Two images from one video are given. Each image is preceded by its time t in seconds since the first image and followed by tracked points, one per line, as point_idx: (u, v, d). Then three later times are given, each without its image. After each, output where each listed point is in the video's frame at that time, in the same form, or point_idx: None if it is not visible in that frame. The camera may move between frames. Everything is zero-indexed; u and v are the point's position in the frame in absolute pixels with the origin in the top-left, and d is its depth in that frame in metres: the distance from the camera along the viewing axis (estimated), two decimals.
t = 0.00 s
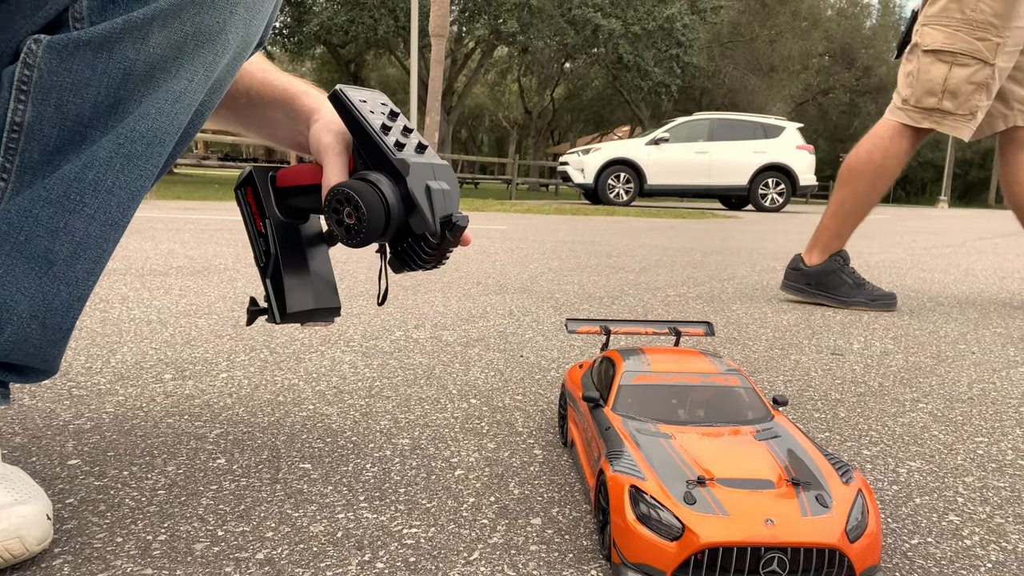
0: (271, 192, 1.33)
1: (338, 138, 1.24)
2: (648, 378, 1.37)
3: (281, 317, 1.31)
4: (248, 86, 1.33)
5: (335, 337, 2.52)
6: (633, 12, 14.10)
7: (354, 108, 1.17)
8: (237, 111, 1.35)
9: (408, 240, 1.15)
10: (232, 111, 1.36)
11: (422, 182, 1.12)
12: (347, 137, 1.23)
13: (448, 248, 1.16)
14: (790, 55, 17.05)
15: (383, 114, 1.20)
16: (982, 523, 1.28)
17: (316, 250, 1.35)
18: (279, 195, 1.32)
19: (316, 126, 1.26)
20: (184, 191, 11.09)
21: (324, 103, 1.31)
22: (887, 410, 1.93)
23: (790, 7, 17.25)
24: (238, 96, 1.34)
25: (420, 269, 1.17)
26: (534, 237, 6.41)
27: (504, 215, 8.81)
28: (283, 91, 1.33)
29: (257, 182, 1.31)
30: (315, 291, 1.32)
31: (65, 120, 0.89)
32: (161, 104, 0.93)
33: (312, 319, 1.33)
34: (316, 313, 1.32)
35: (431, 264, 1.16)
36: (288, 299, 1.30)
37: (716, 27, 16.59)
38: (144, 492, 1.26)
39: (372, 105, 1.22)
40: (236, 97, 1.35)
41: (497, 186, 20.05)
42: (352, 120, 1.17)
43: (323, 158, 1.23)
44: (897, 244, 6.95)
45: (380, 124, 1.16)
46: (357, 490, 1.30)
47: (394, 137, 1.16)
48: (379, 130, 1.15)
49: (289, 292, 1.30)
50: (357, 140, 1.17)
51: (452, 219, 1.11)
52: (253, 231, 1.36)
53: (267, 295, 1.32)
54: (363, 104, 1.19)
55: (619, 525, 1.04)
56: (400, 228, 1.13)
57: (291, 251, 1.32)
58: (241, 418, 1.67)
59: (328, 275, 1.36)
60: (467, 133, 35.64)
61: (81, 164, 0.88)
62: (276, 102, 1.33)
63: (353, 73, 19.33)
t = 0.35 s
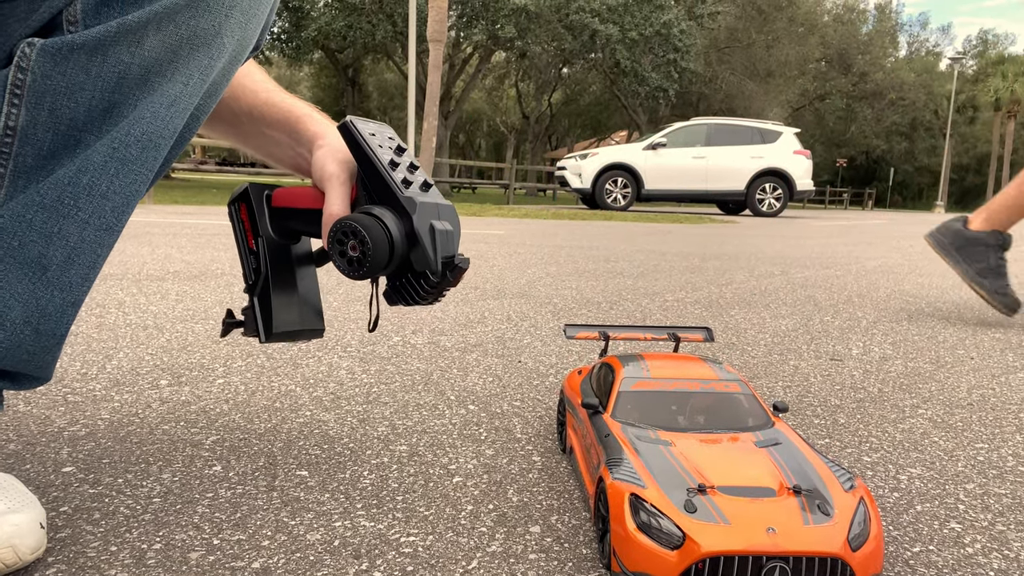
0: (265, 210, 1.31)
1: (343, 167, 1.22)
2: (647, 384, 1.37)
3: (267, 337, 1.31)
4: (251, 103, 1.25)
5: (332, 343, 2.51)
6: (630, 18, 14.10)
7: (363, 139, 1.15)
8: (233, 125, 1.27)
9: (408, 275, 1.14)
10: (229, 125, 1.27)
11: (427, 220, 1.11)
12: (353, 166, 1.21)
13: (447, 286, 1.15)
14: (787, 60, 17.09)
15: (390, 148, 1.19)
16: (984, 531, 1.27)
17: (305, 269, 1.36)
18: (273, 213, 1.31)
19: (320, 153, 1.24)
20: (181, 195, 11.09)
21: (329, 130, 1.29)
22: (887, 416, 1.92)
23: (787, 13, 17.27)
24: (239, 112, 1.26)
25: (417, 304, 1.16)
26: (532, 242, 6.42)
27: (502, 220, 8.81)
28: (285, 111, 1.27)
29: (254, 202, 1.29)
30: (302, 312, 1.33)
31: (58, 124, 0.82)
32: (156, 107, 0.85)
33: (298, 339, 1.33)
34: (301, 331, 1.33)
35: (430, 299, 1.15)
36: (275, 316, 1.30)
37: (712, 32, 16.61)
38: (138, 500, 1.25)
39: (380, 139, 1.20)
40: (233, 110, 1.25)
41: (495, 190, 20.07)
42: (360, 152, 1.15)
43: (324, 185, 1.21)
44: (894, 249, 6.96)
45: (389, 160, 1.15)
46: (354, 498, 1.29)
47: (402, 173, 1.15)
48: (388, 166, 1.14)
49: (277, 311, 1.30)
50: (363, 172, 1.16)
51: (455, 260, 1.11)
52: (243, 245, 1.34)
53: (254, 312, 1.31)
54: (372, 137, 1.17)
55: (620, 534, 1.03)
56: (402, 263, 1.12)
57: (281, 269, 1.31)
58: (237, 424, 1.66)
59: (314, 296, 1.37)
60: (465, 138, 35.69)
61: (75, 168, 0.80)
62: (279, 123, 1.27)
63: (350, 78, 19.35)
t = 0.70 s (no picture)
0: (261, 223, 1.22)
1: (328, 174, 1.14)
2: (647, 409, 1.35)
3: (266, 353, 1.21)
4: (240, 120, 1.21)
5: (330, 357, 2.50)
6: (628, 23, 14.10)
7: (342, 142, 1.09)
8: (223, 146, 1.23)
9: (392, 283, 1.05)
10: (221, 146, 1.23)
11: (409, 223, 1.02)
12: (337, 174, 1.14)
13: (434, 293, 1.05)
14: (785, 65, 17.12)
15: (374, 152, 1.11)
16: (987, 557, 1.26)
17: (306, 281, 1.26)
18: (268, 226, 1.22)
19: (307, 161, 1.17)
20: (179, 201, 11.08)
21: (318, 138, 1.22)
22: (888, 434, 1.91)
23: (784, 17, 17.28)
24: (228, 131, 1.21)
25: (404, 312, 1.06)
26: (531, 249, 6.41)
27: (501, 226, 8.80)
28: (272, 123, 1.22)
29: (248, 215, 1.20)
30: (303, 325, 1.23)
31: (54, 153, 0.73)
32: (153, 134, 0.76)
33: (299, 354, 1.23)
34: (302, 346, 1.23)
35: (416, 307, 1.06)
36: (273, 332, 1.20)
37: (711, 37, 16.62)
38: (134, 528, 1.24)
39: (363, 144, 1.13)
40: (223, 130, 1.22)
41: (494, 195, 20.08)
42: (341, 158, 1.08)
43: (310, 194, 1.14)
44: (893, 255, 6.96)
45: (369, 163, 1.07)
46: (351, 524, 1.27)
47: (383, 177, 1.06)
48: (368, 169, 1.06)
49: (275, 327, 1.21)
50: (346, 179, 1.08)
51: (439, 263, 1.00)
52: (240, 261, 1.25)
53: (252, 328, 1.22)
54: (354, 141, 1.10)
55: (620, 566, 1.02)
56: (385, 270, 1.03)
57: (279, 282, 1.22)
58: (234, 445, 1.65)
59: (316, 307, 1.26)
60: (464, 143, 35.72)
61: (70, 196, 0.72)
62: (268, 136, 1.22)
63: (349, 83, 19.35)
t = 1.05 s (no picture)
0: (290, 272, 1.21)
1: (356, 213, 1.12)
2: (650, 451, 1.33)
3: (315, 400, 1.19)
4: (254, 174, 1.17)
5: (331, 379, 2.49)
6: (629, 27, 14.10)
7: (370, 180, 1.08)
8: (241, 207, 1.18)
9: (438, 310, 1.04)
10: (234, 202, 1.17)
11: (449, 248, 1.01)
12: (366, 212, 1.12)
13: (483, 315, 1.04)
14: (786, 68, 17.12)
15: (400, 184, 1.10)
16: None
17: (341, 324, 1.25)
18: (298, 274, 1.20)
19: (333, 205, 1.15)
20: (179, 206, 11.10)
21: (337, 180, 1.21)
22: (890, 463, 1.90)
23: (785, 20, 17.27)
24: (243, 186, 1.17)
25: (455, 338, 1.05)
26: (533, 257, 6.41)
27: (502, 232, 8.80)
28: (286, 172, 1.19)
29: (277, 265, 1.19)
30: (347, 369, 1.21)
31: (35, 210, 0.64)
32: (136, 188, 0.65)
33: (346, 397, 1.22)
34: (351, 387, 1.21)
35: (465, 332, 1.05)
36: (319, 379, 1.19)
37: (711, 41, 16.63)
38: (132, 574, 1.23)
39: (387, 177, 1.12)
40: (237, 187, 1.17)
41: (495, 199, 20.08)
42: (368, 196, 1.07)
43: (341, 237, 1.12)
44: (895, 262, 6.95)
45: (399, 197, 1.06)
46: (351, 570, 1.27)
47: (415, 208, 1.05)
48: (398, 202, 1.05)
49: (322, 373, 1.19)
50: (378, 215, 1.07)
51: (485, 282, 1.00)
52: (275, 312, 1.24)
53: (298, 378, 1.20)
54: (378, 176, 1.10)
55: None
56: (430, 299, 1.02)
57: (318, 329, 1.20)
58: (234, 479, 1.64)
59: (355, 348, 1.25)
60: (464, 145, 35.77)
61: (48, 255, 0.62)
62: (286, 186, 1.19)
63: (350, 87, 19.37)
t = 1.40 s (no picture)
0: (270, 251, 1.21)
1: (340, 205, 1.12)
2: (634, 435, 1.33)
3: (286, 378, 1.21)
4: (243, 150, 1.15)
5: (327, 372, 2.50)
6: (634, 28, 14.11)
7: (355, 174, 1.06)
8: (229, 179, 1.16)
9: (414, 312, 1.05)
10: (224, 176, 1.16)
11: (428, 253, 1.01)
12: (350, 203, 1.11)
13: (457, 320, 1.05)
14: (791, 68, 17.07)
15: (385, 181, 1.08)
16: None
17: (318, 304, 1.26)
18: (278, 254, 1.21)
19: (317, 190, 1.15)
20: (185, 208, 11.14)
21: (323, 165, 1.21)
22: (883, 453, 1.89)
23: (791, 20, 17.23)
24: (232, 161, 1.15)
25: (426, 341, 1.06)
26: (535, 256, 6.42)
27: (505, 232, 8.80)
28: (273, 151, 1.17)
29: (258, 243, 1.19)
30: (320, 350, 1.24)
31: (45, 193, 0.68)
32: (145, 176, 0.70)
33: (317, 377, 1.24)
34: (321, 369, 1.24)
35: (439, 336, 1.05)
36: (292, 360, 1.21)
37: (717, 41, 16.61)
38: (117, 556, 1.23)
39: (374, 172, 1.10)
40: (225, 161, 1.15)
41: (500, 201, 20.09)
42: (354, 190, 1.05)
43: (323, 225, 1.13)
44: (901, 261, 6.91)
45: (383, 194, 1.05)
46: (336, 553, 1.27)
47: (398, 208, 1.04)
48: (382, 200, 1.03)
49: (294, 352, 1.21)
50: (360, 211, 1.06)
51: (460, 292, 1.01)
52: (252, 290, 1.24)
53: (270, 356, 1.22)
54: (365, 171, 1.08)
55: None
56: (407, 301, 1.03)
57: (294, 309, 1.21)
58: (224, 467, 1.65)
59: (329, 330, 1.27)
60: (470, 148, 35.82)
61: (58, 237, 0.66)
62: (275, 164, 1.17)
63: (355, 90, 19.44)
